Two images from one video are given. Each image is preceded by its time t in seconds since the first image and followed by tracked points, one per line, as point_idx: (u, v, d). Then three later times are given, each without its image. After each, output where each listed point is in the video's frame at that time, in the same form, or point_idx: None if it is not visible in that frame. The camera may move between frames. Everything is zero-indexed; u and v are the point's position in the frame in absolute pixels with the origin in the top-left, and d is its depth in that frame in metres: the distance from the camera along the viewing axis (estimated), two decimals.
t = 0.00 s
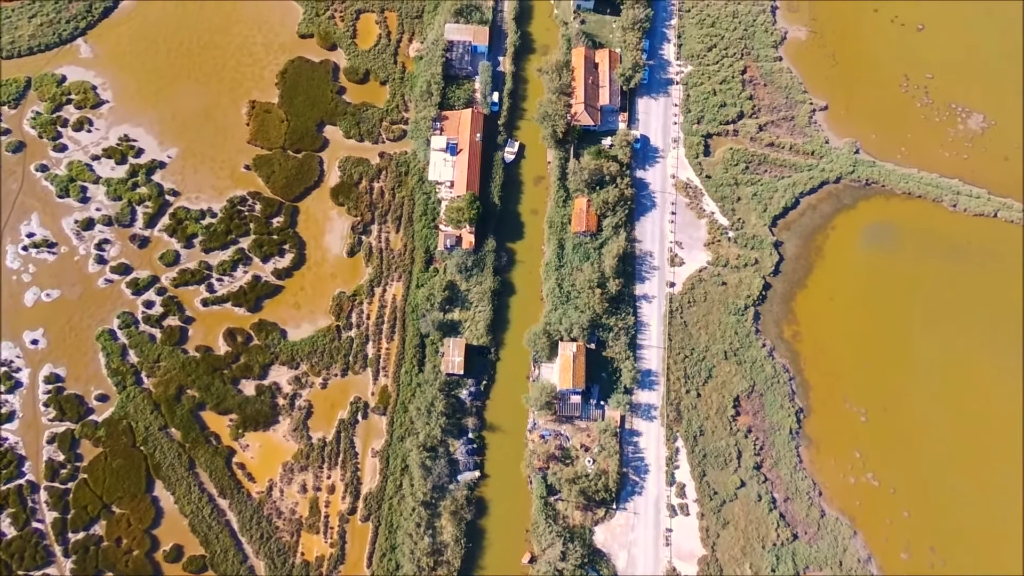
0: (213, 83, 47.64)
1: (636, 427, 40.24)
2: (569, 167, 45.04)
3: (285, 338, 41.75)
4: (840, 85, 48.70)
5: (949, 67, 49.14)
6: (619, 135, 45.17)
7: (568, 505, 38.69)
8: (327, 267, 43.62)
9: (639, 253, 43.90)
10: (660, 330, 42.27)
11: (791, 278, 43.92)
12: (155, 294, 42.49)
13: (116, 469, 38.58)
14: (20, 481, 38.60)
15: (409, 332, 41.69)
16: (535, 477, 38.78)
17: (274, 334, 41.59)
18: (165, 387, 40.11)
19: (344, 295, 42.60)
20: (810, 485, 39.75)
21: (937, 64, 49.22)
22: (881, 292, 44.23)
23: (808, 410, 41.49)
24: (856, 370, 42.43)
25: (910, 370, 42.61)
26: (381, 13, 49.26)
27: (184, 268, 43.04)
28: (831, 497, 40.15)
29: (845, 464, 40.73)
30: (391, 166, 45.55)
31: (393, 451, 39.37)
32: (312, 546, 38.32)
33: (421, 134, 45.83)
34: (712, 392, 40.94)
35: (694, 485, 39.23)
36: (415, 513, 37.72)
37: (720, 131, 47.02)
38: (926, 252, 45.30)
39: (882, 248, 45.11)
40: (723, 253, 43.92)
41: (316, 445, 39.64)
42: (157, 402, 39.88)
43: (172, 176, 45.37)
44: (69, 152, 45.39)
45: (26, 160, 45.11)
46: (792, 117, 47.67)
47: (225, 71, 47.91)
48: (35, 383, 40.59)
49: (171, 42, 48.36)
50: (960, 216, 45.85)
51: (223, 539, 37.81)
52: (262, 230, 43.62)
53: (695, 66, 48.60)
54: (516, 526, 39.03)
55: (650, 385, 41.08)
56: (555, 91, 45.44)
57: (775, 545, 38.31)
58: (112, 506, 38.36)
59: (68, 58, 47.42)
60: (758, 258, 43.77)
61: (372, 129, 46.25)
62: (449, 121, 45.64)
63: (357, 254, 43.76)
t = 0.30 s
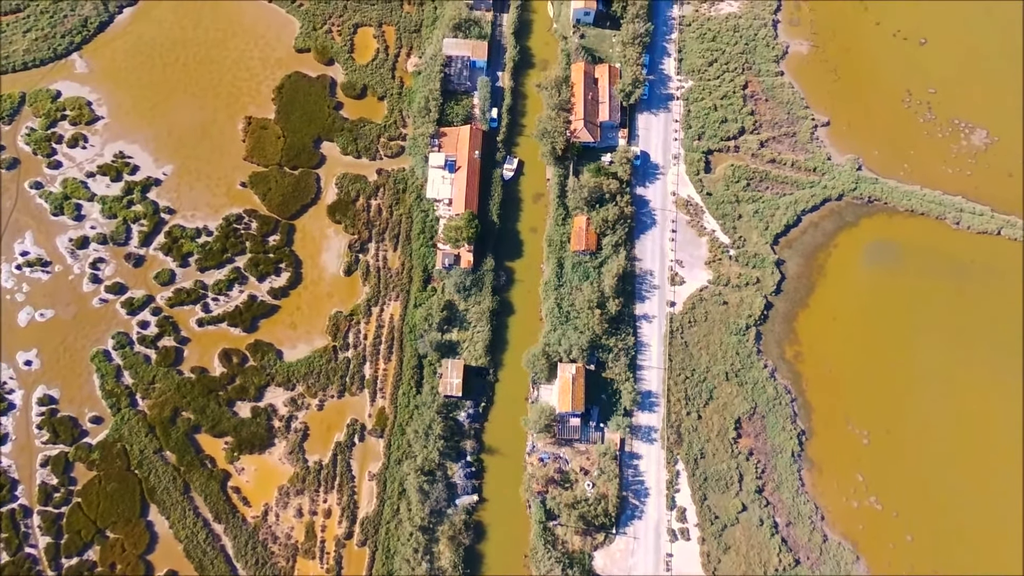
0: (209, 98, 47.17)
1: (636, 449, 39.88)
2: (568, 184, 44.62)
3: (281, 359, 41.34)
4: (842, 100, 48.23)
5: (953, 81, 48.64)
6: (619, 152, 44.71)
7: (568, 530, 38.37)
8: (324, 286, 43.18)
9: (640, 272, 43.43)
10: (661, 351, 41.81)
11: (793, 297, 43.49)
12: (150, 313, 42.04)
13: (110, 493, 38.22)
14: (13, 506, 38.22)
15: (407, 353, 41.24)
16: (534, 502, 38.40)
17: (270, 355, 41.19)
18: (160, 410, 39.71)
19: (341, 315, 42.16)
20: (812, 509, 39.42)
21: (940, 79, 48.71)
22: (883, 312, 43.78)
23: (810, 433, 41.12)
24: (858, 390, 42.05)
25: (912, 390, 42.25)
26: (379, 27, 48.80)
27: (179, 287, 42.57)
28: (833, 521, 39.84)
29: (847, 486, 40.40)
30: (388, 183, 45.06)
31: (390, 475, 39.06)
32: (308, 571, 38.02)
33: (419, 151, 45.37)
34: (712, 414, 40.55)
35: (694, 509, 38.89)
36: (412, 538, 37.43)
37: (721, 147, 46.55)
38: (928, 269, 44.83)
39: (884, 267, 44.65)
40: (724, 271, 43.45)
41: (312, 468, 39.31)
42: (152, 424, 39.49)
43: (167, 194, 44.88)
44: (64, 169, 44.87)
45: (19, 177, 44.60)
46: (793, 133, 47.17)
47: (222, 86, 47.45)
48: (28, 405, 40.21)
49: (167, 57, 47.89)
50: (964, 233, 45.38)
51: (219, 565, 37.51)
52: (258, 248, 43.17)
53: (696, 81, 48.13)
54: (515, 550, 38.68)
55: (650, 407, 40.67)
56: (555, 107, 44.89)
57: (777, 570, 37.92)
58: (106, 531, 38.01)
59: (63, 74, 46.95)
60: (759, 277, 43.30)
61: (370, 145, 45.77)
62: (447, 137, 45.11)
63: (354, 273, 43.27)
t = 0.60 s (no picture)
0: (205, 114, 46.67)
1: (636, 473, 39.54)
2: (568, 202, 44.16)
3: (277, 381, 40.88)
4: (844, 116, 47.74)
5: (956, 96, 48.14)
6: (619, 169, 44.20)
7: (567, 555, 38.08)
8: (321, 306, 42.70)
9: (640, 291, 42.96)
10: (661, 372, 41.34)
11: (795, 316, 43.05)
12: (145, 334, 41.55)
13: (104, 518, 37.84)
14: (5, 531, 37.88)
15: (404, 374, 40.76)
16: (533, 527, 38.03)
17: (266, 377, 40.74)
18: (154, 433, 39.25)
19: (338, 336, 41.71)
20: (814, 533, 39.15)
21: (943, 94, 48.19)
22: (886, 332, 43.33)
23: (812, 456, 40.76)
24: (860, 411, 41.67)
25: (916, 410, 41.82)
26: (377, 41, 48.26)
27: (174, 307, 42.06)
28: (836, 545, 39.63)
29: (850, 509, 40.15)
30: (386, 200, 44.56)
31: (387, 499, 38.78)
32: None
33: (416, 168, 44.82)
34: (713, 436, 40.14)
35: (695, 533, 38.61)
36: (409, 563, 37.24)
37: (722, 164, 46.07)
38: (931, 287, 44.37)
39: (887, 286, 44.17)
40: (726, 291, 42.96)
41: (308, 492, 39.02)
42: (146, 447, 39.04)
43: (162, 211, 44.35)
44: (58, 187, 44.32)
45: (13, 194, 44.08)
46: (795, 149, 46.66)
47: (218, 102, 46.96)
48: (22, 428, 39.79)
49: (162, 72, 47.38)
50: (968, 251, 44.89)
51: None
52: (254, 267, 42.67)
53: (697, 97, 47.63)
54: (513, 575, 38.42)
55: (650, 430, 40.25)
56: (554, 123, 44.33)
57: None
58: (99, 556, 37.68)
59: (57, 89, 46.46)
60: (761, 296, 42.84)
61: (367, 162, 45.28)
62: (446, 154, 44.54)
63: (351, 292, 42.80)
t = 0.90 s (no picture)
0: (203, 149, 46.56)
1: (638, 516, 38.78)
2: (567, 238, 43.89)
3: (271, 421, 40.22)
4: (844, 150, 47.63)
5: (956, 130, 48.09)
6: (619, 205, 43.92)
7: None
8: (317, 344, 42.18)
9: (640, 328, 42.47)
10: (662, 411, 40.70)
11: (797, 354, 42.56)
12: (138, 373, 40.95)
13: (92, 564, 36.92)
14: None
15: (401, 414, 40.12)
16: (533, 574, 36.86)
17: (261, 417, 40.09)
18: (146, 475, 38.50)
19: (334, 375, 41.12)
20: None
21: (943, 128, 48.15)
22: (889, 370, 42.83)
23: (817, 498, 40.15)
24: (863, 452, 41.14)
25: (921, 449, 41.18)
26: (375, 76, 48.31)
27: (168, 345, 41.51)
28: None
29: (857, 553, 39.46)
30: (384, 236, 44.25)
31: (383, 543, 37.97)
32: None
33: (415, 204, 44.47)
34: (716, 478, 39.44)
35: None
36: None
37: (722, 199, 45.81)
38: (934, 323, 43.94)
39: (890, 323, 43.75)
40: (727, 328, 42.46)
41: (302, 537, 38.26)
42: (137, 490, 38.26)
43: (159, 247, 44.01)
44: (54, 223, 43.99)
45: (8, 230, 43.76)
46: (795, 183, 46.45)
47: (216, 137, 46.89)
48: (11, 470, 39.10)
49: (161, 107, 47.40)
50: (971, 286, 44.50)
51: None
52: (250, 304, 42.22)
53: (696, 131, 47.56)
54: None
55: (652, 471, 39.53)
56: (553, 159, 44.18)
57: None
58: None
59: (55, 124, 46.41)
60: (763, 333, 42.36)
61: (365, 198, 45.05)
62: (444, 190, 44.27)
63: (348, 330, 42.31)
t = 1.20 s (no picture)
0: (201, 189, 46.40)
1: (640, 568, 37.68)
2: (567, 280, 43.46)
3: (264, 469, 39.33)
4: (844, 190, 47.52)
5: (956, 170, 48.07)
6: (619, 246, 43.56)
7: None
8: (312, 388, 41.47)
9: (641, 372, 41.81)
10: (664, 458, 39.83)
11: (800, 399, 41.88)
12: (129, 419, 40.14)
13: None
14: None
15: (397, 462, 39.22)
16: None
17: (254, 464, 39.21)
18: (134, 526, 37.48)
19: (329, 420, 40.33)
20: None
21: (942, 168, 48.13)
22: (894, 415, 42.05)
23: (824, 549, 39.04)
24: (869, 500, 40.15)
25: (929, 496, 40.17)
26: (375, 116, 48.41)
27: (160, 390, 40.77)
28: None
29: None
30: (381, 278, 43.85)
31: None
32: None
33: (413, 245, 43.98)
34: (720, 528, 38.44)
35: None
36: None
37: (722, 240, 45.50)
38: (938, 365, 43.29)
39: (893, 367, 43.10)
40: (729, 372, 41.80)
41: None
42: (125, 542, 37.16)
43: (154, 289, 43.55)
44: (48, 264, 43.51)
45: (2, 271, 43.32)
46: (796, 224, 46.18)
47: (214, 177, 46.77)
48: None
49: (160, 147, 47.38)
50: (975, 328, 43.94)
51: None
52: (245, 347, 41.66)
53: (695, 170, 47.49)
54: None
55: (654, 521, 38.52)
56: (552, 200, 43.96)
57: None
58: None
59: (53, 164, 46.34)
60: (765, 377, 41.70)
61: (363, 238, 44.73)
62: (442, 231, 43.90)
63: (344, 373, 41.66)
